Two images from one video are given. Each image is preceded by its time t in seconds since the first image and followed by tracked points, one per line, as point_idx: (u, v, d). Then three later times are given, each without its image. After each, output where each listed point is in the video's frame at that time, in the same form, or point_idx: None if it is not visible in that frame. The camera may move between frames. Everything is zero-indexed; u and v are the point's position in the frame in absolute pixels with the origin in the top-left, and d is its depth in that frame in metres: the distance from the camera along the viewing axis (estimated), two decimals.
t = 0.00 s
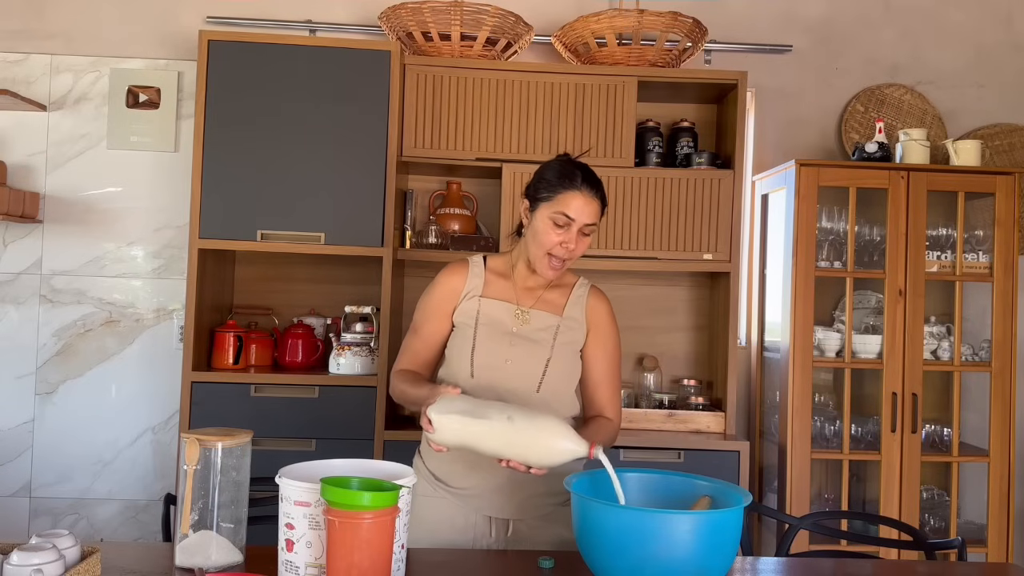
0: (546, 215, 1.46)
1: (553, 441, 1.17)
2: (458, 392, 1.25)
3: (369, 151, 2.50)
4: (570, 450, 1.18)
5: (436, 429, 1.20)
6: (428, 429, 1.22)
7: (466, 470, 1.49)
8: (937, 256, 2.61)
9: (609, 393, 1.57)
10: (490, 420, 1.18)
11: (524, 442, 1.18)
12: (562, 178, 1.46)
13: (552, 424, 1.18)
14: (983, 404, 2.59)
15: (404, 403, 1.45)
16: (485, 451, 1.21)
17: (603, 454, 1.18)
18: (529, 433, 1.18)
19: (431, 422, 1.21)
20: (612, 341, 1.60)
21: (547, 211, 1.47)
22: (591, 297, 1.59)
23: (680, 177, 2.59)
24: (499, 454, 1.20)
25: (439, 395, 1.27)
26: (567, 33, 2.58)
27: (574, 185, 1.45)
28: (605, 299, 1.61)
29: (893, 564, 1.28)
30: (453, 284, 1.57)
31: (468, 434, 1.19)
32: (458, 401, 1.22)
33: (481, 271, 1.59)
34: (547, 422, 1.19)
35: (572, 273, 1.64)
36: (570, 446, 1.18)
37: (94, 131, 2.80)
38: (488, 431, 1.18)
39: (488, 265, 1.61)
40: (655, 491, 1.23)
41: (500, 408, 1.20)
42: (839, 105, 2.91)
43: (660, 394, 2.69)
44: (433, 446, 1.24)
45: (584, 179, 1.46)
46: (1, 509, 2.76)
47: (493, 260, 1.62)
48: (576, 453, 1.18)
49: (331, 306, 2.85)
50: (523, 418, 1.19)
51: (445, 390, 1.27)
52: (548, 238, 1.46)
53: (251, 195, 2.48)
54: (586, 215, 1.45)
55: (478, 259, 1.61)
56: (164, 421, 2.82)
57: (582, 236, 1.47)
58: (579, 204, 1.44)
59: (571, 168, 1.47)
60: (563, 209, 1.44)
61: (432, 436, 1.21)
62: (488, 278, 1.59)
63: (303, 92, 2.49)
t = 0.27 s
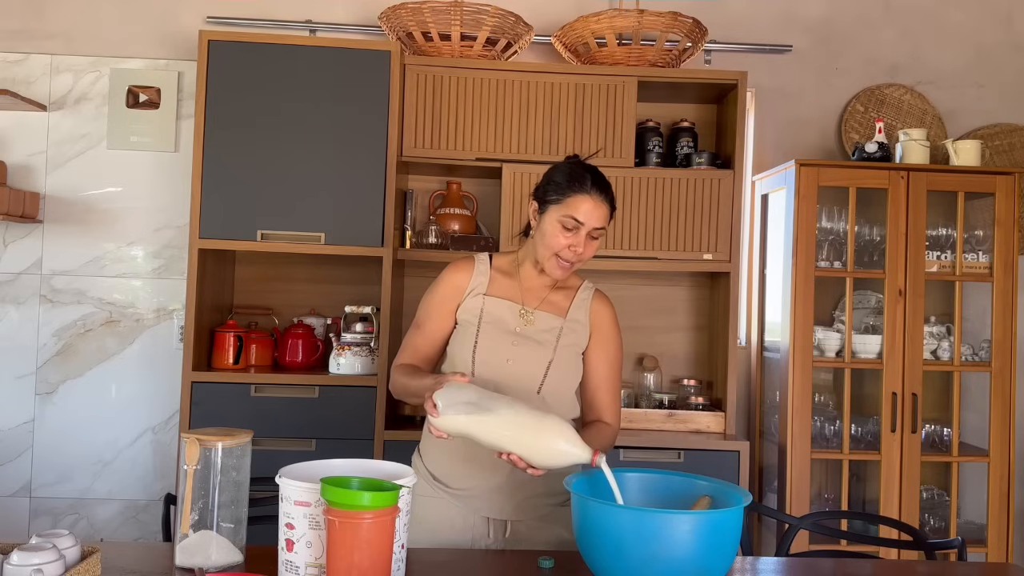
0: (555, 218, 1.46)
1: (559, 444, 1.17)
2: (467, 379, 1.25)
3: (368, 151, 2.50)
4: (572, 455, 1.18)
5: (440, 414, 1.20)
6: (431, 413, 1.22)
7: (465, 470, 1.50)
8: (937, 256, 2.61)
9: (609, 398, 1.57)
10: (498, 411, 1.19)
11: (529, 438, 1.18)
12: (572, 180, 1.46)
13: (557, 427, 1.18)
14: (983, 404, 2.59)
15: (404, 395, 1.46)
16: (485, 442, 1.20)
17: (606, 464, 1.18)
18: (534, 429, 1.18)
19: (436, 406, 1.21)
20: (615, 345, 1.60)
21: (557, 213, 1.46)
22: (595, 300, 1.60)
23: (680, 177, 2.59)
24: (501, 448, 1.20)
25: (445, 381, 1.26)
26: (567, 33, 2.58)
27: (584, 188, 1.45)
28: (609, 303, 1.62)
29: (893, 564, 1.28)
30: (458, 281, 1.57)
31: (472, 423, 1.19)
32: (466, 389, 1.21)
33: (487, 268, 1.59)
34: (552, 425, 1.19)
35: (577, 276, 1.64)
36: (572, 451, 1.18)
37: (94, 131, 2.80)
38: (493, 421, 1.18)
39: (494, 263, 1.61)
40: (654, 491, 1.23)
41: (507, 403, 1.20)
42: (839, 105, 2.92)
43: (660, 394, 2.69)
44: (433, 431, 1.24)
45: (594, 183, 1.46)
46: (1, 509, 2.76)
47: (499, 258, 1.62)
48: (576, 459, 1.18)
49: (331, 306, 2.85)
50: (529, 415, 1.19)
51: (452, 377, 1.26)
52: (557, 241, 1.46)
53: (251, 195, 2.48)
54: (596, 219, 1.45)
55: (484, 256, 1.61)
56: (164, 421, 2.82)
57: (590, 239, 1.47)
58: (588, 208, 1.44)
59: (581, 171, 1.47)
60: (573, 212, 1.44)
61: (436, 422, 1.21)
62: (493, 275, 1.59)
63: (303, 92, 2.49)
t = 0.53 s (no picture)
0: (558, 218, 1.46)
1: (559, 447, 1.17)
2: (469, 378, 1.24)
3: (368, 151, 2.50)
4: (572, 458, 1.18)
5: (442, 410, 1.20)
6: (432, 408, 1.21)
7: (465, 471, 1.50)
8: (937, 256, 2.61)
9: (609, 401, 1.58)
10: (501, 410, 1.19)
11: (530, 439, 1.18)
12: (574, 181, 1.46)
13: (559, 430, 1.19)
14: (983, 404, 2.59)
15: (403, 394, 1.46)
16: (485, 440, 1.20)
17: (605, 469, 1.18)
18: (535, 431, 1.18)
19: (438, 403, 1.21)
20: (616, 348, 1.61)
21: (560, 214, 1.47)
22: (597, 303, 1.60)
23: (680, 177, 2.59)
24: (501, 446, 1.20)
25: (448, 378, 1.26)
26: (567, 33, 2.58)
27: (587, 189, 1.45)
28: (611, 306, 1.62)
29: (893, 564, 1.28)
30: (460, 280, 1.57)
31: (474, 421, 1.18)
32: (469, 387, 1.21)
33: (490, 268, 1.59)
34: (553, 427, 1.19)
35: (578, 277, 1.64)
36: (573, 455, 1.18)
37: (94, 131, 2.80)
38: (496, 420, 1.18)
39: (497, 263, 1.60)
40: (654, 491, 1.23)
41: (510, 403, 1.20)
42: (839, 105, 2.91)
43: (660, 394, 2.70)
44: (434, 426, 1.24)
45: (596, 183, 1.46)
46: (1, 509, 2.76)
47: (502, 258, 1.61)
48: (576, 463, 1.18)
49: (331, 306, 2.85)
50: (531, 416, 1.19)
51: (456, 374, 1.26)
52: (560, 241, 1.46)
53: (251, 195, 2.48)
54: (599, 219, 1.45)
55: (487, 256, 1.60)
56: (164, 421, 2.82)
57: (594, 240, 1.47)
58: (591, 207, 1.44)
59: (584, 172, 1.47)
60: (576, 213, 1.44)
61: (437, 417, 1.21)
62: (496, 275, 1.59)
63: (303, 91, 2.49)
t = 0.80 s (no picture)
0: (558, 219, 1.46)
1: (557, 446, 1.18)
2: (469, 374, 1.25)
3: (368, 151, 2.50)
4: (570, 457, 1.18)
5: (442, 406, 1.20)
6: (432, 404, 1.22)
7: (465, 471, 1.50)
8: (937, 256, 2.61)
9: (609, 403, 1.58)
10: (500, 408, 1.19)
11: (529, 437, 1.18)
12: (574, 182, 1.46)
13: (557, 429, 1.19)
14: (983, 404, 2.59)
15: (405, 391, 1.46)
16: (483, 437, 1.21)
17: (601, 471, 1.18)
18: (535, 430, 1.18)
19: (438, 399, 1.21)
20: (617, 349, 1.60)
21: (561, 214, 1.47)
22: (599, 304, 1.60)
23: (680, 177, 2.59)
24: (499, 443, 1.21)
25: (449, 375, 1.26)
26: (567, 33, 2.58)
27: (586, 190, 1.45)
28: (613, 307, 1.62)
29: (893, 564, 1.28)
30: (463, 280, 1.57)
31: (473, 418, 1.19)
32: (469, 383, 1.21)
33: (493, 268, 1.59)
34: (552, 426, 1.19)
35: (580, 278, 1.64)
36: (571, 455, 1.18)
37: (95, 132, 2.80)
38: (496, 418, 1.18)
39: (499, 263, 1.60)
40: (654, 491, 1.23)
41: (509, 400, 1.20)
42: (839, 105, 2.91)
43: (660, 394, 2.70)
44: (433, 422, 1.24)
45: (597, 184, 1.46)
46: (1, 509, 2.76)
47: (504, 257, 1.62)
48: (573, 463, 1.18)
49: (331, 306, 2.85)
50: (530, 415, 1.19)
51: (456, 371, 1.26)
52: (560, 242, 1.47)
53: (251, 195, 2.48)
54: (599, 220, 1.45)
55: (490, 256, 1.60)
56: (164, 421, 2.82)
57: (594, 240, 1.47)
58: (591, 209, 1.44)
59: (583, 172, 1.47)
60: (576, 213, 1.44)
61: (437, 413, 1.21)
62: (498, 276, 1.59)
63: (303, 91, 2.49)
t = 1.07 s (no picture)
0: (559, 221, 1.47)
1: (557, 445, 1.18)
2: (470, 371, 1.25)
3: (368, 151, 2.50)
4: (569, 457, 1.18)
5: (444, 402, 1.21)
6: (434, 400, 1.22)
7: (465, 471, 1.50)
8: (937, 256, 2.61)
9: (609, 404, 1.58)
10: (497, 407, 1.19)
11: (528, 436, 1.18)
12: (575, 184, 1.46)
13: (557, 429, 1.19)
14: (983, 403, 2.59)
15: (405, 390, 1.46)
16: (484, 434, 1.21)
17: (600, 471, 1.17)
18: (534, 429, 1.18)
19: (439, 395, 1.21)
20: (618, 351, 1.60)
21: (562, 216, 1.47)
22: (600, 305, 1.60)
23: (680, 177, 2.59)
24: (499, 439, 1.21)
25: (451, 371, 1.27)
26: (567, 33, 2.58)
27: (588, 191, 1.45)
28: (614, 309, 1.62)
29: (893, 564, 1.28)
30: (464, 279, 1.57)
31: (473, 416, 1.19)
32: (470, 380, 1.22)
33: (495, 267, 1.59)
34: (552, 426, 1.19)
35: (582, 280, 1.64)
36: (570, 455, 1.18)
37: (95, 131, 2.80)
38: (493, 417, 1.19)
39: (501, 263, 1.61)
40: (654, 491, 1.23)
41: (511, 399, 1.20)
42: (839, 105, 2.91)
43: (660, 394, 2.70)
44: (434, 418, 1.24)
45: (598, 185, 1.46)
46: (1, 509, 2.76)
47: (506, 258, 1.62)
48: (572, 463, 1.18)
49: (331, 306, 2.85)
50: (530, 414, 1.19)
51: (458, 368, 1.26)
52: (561, 244, 1.47)
53: (251, 195, 2.48)
54: (600, 222, 1.45)
55: (492, 256, 1.60)
56: (164, 421, 2.82)
57: (596, 242, 1.47)
58: (593, 211, 1.44)
59: (585, 173, 1.46)
60: (577, 215, 1.44)
61: (437, 408, 1.22)
62: (500, 276, 1.59)
63: (303, 91, 2.49)
